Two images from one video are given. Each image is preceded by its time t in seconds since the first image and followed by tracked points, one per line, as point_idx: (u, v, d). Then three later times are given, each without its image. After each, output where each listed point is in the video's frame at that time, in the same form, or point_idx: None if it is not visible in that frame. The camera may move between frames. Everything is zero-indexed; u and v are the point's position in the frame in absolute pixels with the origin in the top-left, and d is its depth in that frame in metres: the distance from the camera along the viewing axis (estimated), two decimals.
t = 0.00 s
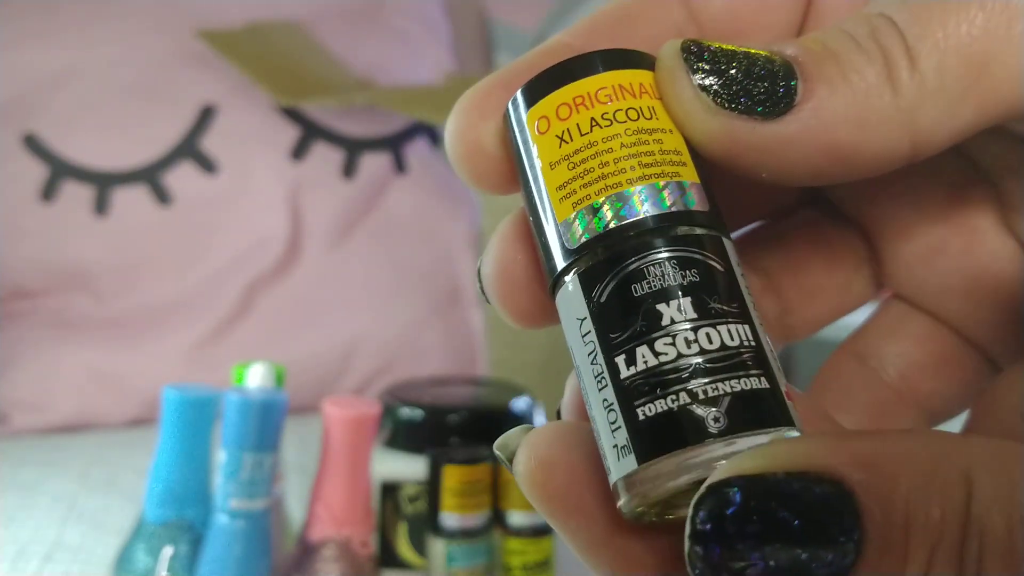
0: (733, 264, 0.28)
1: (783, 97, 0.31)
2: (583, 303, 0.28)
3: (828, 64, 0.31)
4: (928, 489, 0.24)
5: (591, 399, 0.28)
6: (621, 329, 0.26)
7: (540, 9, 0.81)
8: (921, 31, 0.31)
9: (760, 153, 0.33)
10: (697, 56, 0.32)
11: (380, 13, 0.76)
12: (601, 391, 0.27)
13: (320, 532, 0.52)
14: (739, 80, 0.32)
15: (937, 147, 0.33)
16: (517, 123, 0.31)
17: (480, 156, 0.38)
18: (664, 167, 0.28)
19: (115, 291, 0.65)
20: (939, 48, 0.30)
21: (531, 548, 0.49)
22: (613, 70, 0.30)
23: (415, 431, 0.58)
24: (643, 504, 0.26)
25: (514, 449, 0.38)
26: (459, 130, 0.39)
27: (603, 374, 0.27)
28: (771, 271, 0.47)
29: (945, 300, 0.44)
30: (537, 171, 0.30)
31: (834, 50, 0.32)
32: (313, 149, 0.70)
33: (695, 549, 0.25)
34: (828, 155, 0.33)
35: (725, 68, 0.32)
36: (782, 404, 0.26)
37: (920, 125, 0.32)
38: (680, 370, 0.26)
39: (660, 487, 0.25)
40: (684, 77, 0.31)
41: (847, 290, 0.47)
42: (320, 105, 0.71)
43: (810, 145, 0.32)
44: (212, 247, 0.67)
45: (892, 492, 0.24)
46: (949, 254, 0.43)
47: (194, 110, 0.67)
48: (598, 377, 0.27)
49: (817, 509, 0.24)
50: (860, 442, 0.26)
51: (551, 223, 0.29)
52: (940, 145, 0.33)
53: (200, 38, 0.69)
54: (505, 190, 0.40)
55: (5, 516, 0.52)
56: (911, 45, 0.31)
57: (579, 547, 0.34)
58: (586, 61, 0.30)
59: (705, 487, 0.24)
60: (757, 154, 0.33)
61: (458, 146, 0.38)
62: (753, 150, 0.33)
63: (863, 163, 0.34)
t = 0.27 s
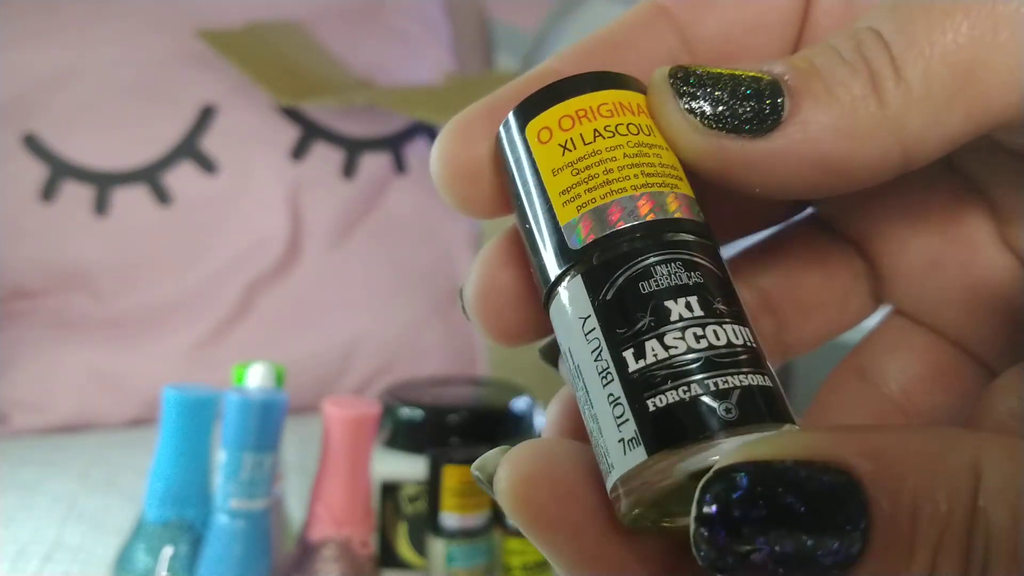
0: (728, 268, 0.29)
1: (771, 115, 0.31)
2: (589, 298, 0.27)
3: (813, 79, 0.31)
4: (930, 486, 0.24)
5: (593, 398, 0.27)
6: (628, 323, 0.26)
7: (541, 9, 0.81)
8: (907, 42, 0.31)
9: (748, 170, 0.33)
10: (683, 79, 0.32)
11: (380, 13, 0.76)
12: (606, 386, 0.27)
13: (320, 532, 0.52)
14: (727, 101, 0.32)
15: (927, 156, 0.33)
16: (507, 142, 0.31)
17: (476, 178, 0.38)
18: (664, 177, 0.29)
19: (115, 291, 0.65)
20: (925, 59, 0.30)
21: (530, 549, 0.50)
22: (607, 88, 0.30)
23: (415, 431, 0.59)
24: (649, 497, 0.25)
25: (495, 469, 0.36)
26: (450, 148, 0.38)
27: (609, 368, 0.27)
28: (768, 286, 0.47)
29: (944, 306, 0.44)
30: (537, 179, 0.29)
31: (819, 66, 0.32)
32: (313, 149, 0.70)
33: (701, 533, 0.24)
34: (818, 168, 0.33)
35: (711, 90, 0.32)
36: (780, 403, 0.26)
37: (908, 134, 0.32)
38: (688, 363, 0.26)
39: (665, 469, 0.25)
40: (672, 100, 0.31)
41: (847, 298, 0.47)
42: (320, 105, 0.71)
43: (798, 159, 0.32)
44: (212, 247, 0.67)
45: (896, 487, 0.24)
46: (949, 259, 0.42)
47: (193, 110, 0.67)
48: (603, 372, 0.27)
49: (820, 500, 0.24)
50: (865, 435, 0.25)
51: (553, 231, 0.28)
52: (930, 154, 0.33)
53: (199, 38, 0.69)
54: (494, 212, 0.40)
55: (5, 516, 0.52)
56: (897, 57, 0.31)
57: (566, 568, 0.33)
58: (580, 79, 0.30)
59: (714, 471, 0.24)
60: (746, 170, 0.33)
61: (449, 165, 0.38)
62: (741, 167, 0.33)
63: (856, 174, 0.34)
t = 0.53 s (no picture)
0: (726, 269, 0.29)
1: (771, 120, 0.31)
2: (590, 291, 0.27)
3: (815, 87, 0.31)
4: (932, 490, 0.24)
5: (590, 391, 0.27)
6: (632, 317, 0.26)
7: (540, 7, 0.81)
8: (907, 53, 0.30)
9: (748, 175, 0.33)
10: (684, 84, 0.32)
11: (381, 13, 0.76)
12: (605, 380, 0.26)
13: (320, 532, 0.52)
14: (727, 106, 0.32)
15: (928, 164, 0.33)
16: (501, 136, 0.31)
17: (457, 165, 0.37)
18: (666, 175, 0.29)
19: (115, 291, 0.65)
20: (927, 70, 0.30)
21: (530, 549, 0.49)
22: (610, 87, 0.30)
23: (415, 431, 0.59)
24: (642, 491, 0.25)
25: (472, 485, 0.36)
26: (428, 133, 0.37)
27: (609, 362, 0.26)
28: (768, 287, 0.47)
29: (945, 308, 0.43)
30: (536, 169, 0.29)
31: (820, 74, 0.32)
32: (313, 150, 0.70)
33: (700, 536, 0.24)
34: (818, 176, 0.33)
35: (712, 94, 0.32)
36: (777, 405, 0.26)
37: (909, 145, 0.32)
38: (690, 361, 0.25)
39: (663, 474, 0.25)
40: (673, 105, 0.31)
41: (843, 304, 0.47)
42: (320, 105, 0.71)
43: (799, 167, 0.32)
44: (211, 247, 0.67)
45: (898, 484, 0.24)
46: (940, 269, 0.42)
47: (193, 110, 0.67)
48: (602, 366, 0.27)
49: (818, 502, 0.24)
50: (864, 434, 0.25)
51: (551, 221, 0.28)
52: (931, 162, 0.33)
53: (200, 37, 0.68)
54: (477, 199, 0.39)
55: (5, 516, 0.52)
56: (897, 67, 0.31)
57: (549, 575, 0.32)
58: (584, 74, 0.30)
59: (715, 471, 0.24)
60: (747, 176, 0.33)
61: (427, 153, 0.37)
62: (740, 172, 0.33)
63: (856, 184, 0.34)
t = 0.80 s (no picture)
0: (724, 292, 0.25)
1: (794, 118, 0.28)
2: (563, 335, 0.26)
3: (836, 83, 0.28)
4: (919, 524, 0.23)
5: (571, 435, 0.26)
6: (597, 364, 0.25)
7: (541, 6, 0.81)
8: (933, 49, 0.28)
9: (759, 178, 0.30)
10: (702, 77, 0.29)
11: (381, 12, 0.76)
12: (579, 428, 0.25)
13: (320, 532, 0.52)
14: (748, 102, 0.29)
15: (945, 169, 0.31)
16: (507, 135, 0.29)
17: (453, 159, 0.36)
18: (653, 193, 0.26)
19: (115, 291, 0.65)
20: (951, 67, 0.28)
21: (530, 548, 0.49)
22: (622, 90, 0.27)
23: (415, 431, 0.58)
24: (623, 547, 0.24)
25: (511, 464, 0.37)
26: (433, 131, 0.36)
27: (581, 410, 0.25)
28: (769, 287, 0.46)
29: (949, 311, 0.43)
30: (525, 195, 0.27)
31: (844, 68, 0.29)
32: (313, 150, 0.70)
33: None
34: (838, 181, 0.30)
35: (733, 91, 0.29)
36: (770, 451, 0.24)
37: (929, 150, 0.29)
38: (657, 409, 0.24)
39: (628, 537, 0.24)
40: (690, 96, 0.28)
41: (845, 303, 0.46)
42: (320, 105, 0.71)
43: (814, 172, 0.30)
44: (212, 247, 0.67)
45: (884, 534, 0.23)
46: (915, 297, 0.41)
47: (193, 110, 0.67)
48: (576, 413, 0.25)
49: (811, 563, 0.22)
50: (847, 481, 0.24)
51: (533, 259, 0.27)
52: (947, 169, 0.30)
53: (200, 37, 0.68)
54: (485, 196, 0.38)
55: (5, 516, 0.52)
56: (923, 62, 0.28)
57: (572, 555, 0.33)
58: (587, 75, 0.27)
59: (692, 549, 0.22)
60: (760, 179, 0.30)
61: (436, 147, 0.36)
62: (753, 176, 0.30)
63: (873, 190, 0.31)
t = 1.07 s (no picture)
0: (694, 282, 0.24)
1: (796, 90, 0.27)
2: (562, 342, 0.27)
3: (838, 59, 0.28)
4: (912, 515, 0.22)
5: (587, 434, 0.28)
6: (578, 371, 0.26)
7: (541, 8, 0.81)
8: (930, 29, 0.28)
9: (760, 157, 0.29)
10: (706, 42, 0.28)
11: (381, 13, 0.76)
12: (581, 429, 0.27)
13: (320, 532, 0.52)
14: (754, 71, 0.28)
15: (940, 151, 0.30)
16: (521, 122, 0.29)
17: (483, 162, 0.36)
18: (613, 189, 0.25)
19: (115, 291, 0.65)
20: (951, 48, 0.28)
21: (531, 548, 0.49)
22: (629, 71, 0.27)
23: (414, 431, 0.59)
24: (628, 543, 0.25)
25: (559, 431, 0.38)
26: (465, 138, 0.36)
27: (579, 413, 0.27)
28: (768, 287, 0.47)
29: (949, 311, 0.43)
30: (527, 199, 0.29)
31: (846, 41, 0.28)
32: (313, 150, 0.70)
33: None
34: (834, 163, 0.29)
35: (737, 57, 0.28)
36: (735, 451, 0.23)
37: (929, 131, 0.29)
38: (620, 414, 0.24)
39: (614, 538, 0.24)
40: (692, 61, 0.27)
41: (843, 297, 0.47)
42: (320, 106, 0.71)
43: (815, 150, 0.29)
44: (212, 247, 0.67)
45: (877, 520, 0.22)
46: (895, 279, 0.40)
47: (194, 110, 0.67)
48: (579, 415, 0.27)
49: (805, 541, 0.21)
50: (843, 464, 0.23)
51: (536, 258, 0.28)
52: (943, 150, 0.30)
53: (200, 37, 0.69)
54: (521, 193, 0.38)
55: (5, 517, 0.52)
56: (926, 45, 0.28)
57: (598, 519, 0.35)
58: (580, 59, 0.26)
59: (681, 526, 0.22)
60: (762, 157, 0.29)
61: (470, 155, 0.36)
62: (753, 154, 0.29)
63: (870, 172, 0.30)
